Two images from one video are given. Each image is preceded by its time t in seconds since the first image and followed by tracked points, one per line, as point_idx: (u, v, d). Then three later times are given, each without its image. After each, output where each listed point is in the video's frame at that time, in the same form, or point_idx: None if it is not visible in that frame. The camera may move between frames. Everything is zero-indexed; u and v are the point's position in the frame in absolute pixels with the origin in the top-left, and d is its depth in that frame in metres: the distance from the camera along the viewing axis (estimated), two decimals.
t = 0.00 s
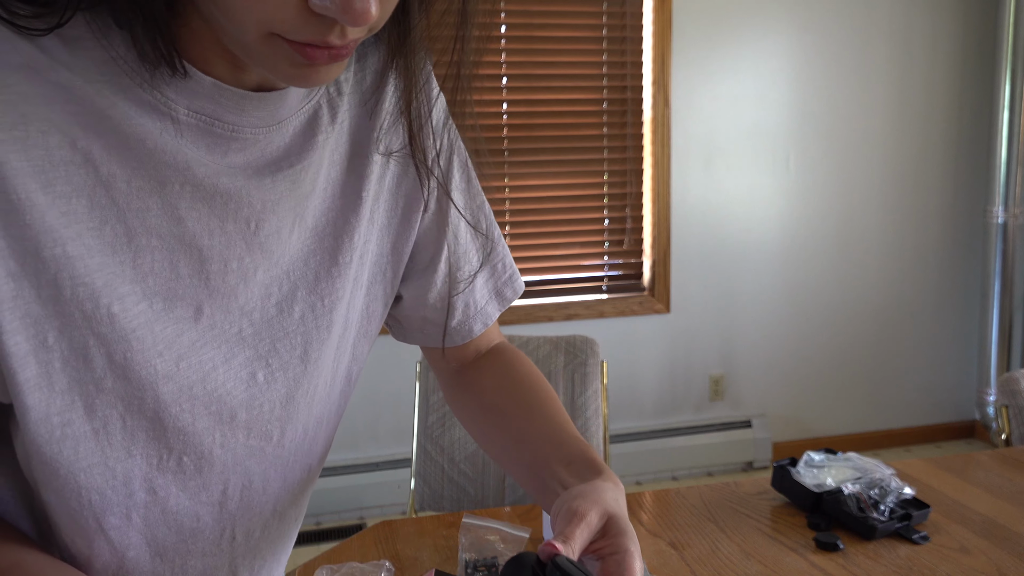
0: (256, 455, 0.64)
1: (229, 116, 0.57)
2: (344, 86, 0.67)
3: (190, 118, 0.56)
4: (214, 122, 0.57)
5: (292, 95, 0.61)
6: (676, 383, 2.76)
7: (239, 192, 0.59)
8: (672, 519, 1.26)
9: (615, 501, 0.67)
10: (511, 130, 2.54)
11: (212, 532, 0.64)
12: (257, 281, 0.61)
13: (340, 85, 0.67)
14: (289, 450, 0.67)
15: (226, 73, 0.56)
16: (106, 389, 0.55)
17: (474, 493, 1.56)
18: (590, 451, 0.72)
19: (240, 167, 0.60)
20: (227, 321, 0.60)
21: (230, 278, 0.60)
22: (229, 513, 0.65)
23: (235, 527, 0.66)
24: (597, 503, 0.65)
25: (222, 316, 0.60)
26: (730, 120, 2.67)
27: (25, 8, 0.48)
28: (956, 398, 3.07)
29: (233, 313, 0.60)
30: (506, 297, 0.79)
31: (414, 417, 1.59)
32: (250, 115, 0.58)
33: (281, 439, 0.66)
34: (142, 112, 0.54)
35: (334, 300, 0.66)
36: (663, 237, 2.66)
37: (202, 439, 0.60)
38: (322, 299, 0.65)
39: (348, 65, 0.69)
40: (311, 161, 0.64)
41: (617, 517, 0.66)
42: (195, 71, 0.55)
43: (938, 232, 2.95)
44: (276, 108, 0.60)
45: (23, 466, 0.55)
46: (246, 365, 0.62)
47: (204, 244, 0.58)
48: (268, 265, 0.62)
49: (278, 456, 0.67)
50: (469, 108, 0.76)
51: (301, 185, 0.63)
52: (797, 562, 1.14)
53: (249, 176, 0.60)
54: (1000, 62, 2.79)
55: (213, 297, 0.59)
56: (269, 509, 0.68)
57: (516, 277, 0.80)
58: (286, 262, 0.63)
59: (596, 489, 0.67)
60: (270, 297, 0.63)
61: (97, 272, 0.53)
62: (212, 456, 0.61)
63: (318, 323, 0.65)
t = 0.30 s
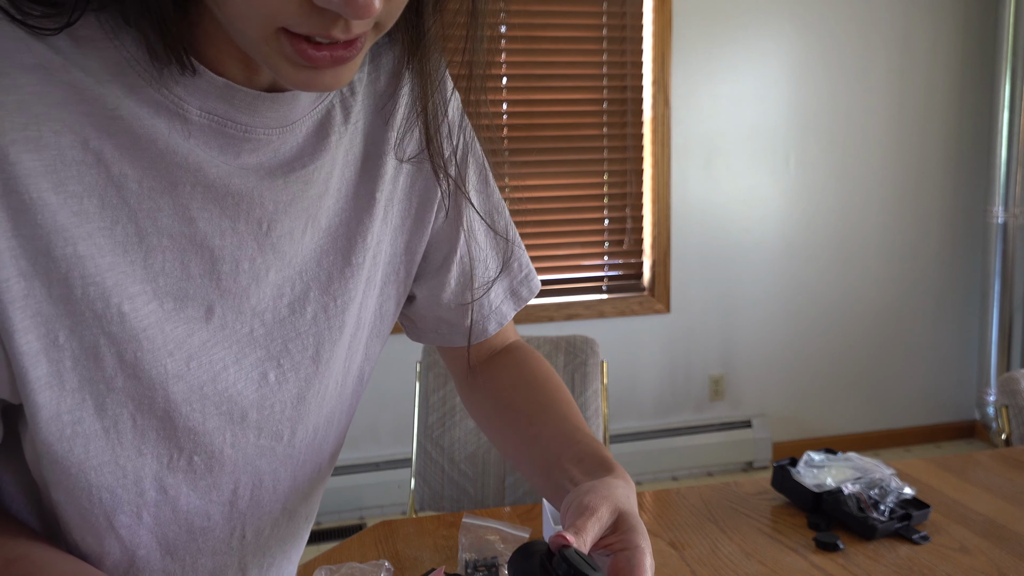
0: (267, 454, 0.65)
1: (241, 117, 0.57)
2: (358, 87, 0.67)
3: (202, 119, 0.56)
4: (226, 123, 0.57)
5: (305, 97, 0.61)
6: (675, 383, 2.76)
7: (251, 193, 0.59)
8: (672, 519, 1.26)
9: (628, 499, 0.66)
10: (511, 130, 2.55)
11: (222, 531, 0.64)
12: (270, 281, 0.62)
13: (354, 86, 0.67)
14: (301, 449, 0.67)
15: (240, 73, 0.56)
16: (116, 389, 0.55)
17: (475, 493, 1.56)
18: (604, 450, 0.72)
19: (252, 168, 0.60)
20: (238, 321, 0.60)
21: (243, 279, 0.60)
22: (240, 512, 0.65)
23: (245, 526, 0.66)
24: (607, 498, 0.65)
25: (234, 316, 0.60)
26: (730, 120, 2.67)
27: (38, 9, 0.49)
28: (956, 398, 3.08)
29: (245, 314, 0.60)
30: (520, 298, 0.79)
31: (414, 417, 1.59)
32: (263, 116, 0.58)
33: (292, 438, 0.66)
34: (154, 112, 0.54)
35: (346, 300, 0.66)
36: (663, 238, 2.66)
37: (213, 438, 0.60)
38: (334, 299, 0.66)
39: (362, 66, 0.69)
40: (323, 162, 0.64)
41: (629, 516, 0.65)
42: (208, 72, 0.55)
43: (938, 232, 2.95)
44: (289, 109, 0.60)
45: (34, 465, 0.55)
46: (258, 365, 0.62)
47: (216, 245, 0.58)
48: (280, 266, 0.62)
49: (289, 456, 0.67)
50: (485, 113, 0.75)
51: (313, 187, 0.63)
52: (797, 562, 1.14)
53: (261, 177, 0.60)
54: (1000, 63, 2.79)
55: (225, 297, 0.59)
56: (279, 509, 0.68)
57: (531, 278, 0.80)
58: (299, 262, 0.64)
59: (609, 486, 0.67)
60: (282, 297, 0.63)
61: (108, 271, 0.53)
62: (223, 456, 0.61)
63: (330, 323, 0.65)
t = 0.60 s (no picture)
0: (276, 453, 0.65)
1: (251, 117, 0.57)
2: (367, 87, 0.67)
3: (211, 118, 0.56)
4: (236, 123, 0.57)
5: (314, 96, 0.61)
6: (675, 383, 2.77)
7: (260, 193, 0.59)
8: (672, 519, 1.26)
9: (624, 494, 0.68)
10: (511, 130, 2.55)
11: (232, 529, 0.65)
12: (279, 280, 0.62)
13: (362, 86, 0.67)
14: (309, 448, 0.68)
15: (246, 72, 0.56)
16: (126, 386, 0.55)
17: (475, 493, 1.56)
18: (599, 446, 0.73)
19: (262, 167, 0.60)
20: (248, 320, 0.60)
21: (252, 278, 0.60)
22: (249, 510, 0.65)
23: (254, 524, 0.66)
24: (604, 493, 0.66)
25: (243, 314, 0.60)
26: (730, 120, 2.67)
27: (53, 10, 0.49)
28: (957, 398, 3.08)
29: (254, 312, 0.61)
30: (529, 299, 0.79)
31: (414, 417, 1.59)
32: (272, 117, 0.58)
33: (301, 437, 0.66)
34: (164, 112, 0.54)
35: (356, 299, 0.66)
36: (663, 238, 2.67)
37: (222, 436, 0.60)
38: (343, 298, 0.66)
39: (371, 66, 0.69)
40: (332, 162, 0.64)
41: (625, 510, 0.67)
42: (218, 73, 0.55)
43: (939, 232, 2.95)
44: (298, 109, 0.60)
45: (46, 463, 0.56)
46: (267, 364, 0.62)
47: (225, 244, 0.58)
48: (290, 265, 0.62)
49: (298, 455, 0.67)
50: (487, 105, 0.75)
51: (322, 187, 0.63)
52: (797, 562, 1.14)
53: (271, 176, 0.60)
54: (1000, 62, 2.79)
55: (234, 296, 0.59)
56: (288, 507, 0.68)
57: (540, 278, 0.81)
58: (308, 262, 0.64)
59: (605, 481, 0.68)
60: (292, 296, 0.63)
61: (118, 268, 0.53)
62: (232, 454, 0.62)
63: (339, 323, 0.65)
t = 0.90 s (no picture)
0: (278, 452, 0.65)
1: (258, 120, 0.57)
2: (376, 90, 0.67)
3: (220, 120, 0.56)
4: (244, 124, 0.57)
5: (322, 98, 0.61)
6: (676, 383, 2.77)
7: (267, 193, 0.60)
8: (672, 519, 1.26)
9: (627, 488, 0.67)
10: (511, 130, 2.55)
11: (233, 527, 0.65)
12: (283, 281, 0.62)
13: (371, 89, 0.67)
14: (312, 448, 0.68)
15: (257, 74, 0.56)
16: (130, 382, 0.55)
17: (474, 493, 1.56)
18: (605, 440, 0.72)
19: (269, 169, 0.60)
20: (252, 320, 0.60)
21: (257, 278, 0.60)
22: (251, 509, 0.65)
23: (255, 522, 0.66)
24: (607, 486, 0.66)
25: (247, 314, 0.60)
26: (730, 120, 2.67)
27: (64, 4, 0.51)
28: (957, 399, 3.08)
29: (258, 312, 0.61)
30: (533, 303, 0.80)
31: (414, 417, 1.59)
32: (280, 119, 0.58)
33: (303, 437, 0.66)
34: (172, 112, 0.55)
35: (360, 301, 0.66)
36: (663, 238, 2.67)
37: (225, 435, 0.60)
38: (347, 299, 0.66)
39: (379, 69, 0.69)
40: (338, 163, 0.64)
41: (629, 504, 0.66)
42: (227, 74, 0.55)
43: (938, 232, 2.95)
44: (306, 111, 0.60)
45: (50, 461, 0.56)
46: (270, 364, 0.62)
47: (230, 243, 0.58)
48: (294, 266, 0.62)
49: (300, 454, 0.67)
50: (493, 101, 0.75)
51: (327, 188, 0.63)
52: (797, 563, 1.14)
53: (278, 178, 0.60)
54: (1000, 62, 2.79)
55: (238, 296, 0.59)
56: (289, 506, 0.68)
57: (545, 283, 0.81)
58: (313, 262, 0.64)
59: (608, 473, 0.67)
60: (296, 296, 0.63)
61: (124, 265, 0.53)
62: (234, 452, 0.62)
63: (343, 323, 0.65)
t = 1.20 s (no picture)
0: (286, 443, 0.65)
1: (264, 113, 0.58)
2: (380, 85, 0.68)
3: (226, 113, 0.57)
4: (249, 117, 0.58)
5: (326, 91, 0.62)
6: (676, 383, 2.77)
7: (272, 184, 0.60)
8: (672, 519, 1.26)
9: (637, 468, 0.66)
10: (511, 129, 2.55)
11: (240, 516, 0.65)
12: (289, 272, 0.62)
13: (374, 84, 0.68)
14: (319, 439, 0.68)
15: (260, 67, 0.57)
16: (136, 367, 0.56)
17: (474, 493, 1.57)
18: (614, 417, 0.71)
19: (274, 161, 0.61)
20: (257, 310, 0.61)
21: (261, 269, 0.60)
22: (259, 499, 0.66)
23: (262, 512, 0.67)
24: (615, 466, 0.64)
25: (252, 304, 0.60)
26: (730, 120, 2.68)
27: None
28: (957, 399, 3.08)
29: (263, 303, 0.61)
30: (547, 295, 0.79)
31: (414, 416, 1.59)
32: (285, 113, 0.59)
33: (311, 428, 0.66)
34: (179, 104, 0.56)
35: (367, 292, 0.66)
36: (663, 238, 2.67)
37: (231, 423, 0.61)
38: (354, 291, 0.66)
39: (382, 65, 0.69)
40: (342, 156, 0.64)
41: (639, 488, 0.65)
42: (232, 67, 0.56)
43: (938, 232, 2.95)
44: (310, 104, 0.61)
45: (57, 450, 0.56)
46: (277, 355, 0.62)
47: (235, 233, 0.59)
48: (300, 257, 0.63)
49: (307, 445, 0.67)
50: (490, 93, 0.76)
51: (332, 181, 0.64)
52: (797, 562, 1.14)
53: (283, 170, 0.61)
54: (1000, 62, 2.79)
55: (243, 286, 0.60)
56: (296, 495, 0.69)
57: (558, 274, 0.81)
58: (319, 254, 0.64)
59: (617, 451, 0.66)
60: (301, 288, 0.63)
61: (132, 250, 0.54)
62: (240, 441, 0.62)
63: (350, 314, 0.65)
